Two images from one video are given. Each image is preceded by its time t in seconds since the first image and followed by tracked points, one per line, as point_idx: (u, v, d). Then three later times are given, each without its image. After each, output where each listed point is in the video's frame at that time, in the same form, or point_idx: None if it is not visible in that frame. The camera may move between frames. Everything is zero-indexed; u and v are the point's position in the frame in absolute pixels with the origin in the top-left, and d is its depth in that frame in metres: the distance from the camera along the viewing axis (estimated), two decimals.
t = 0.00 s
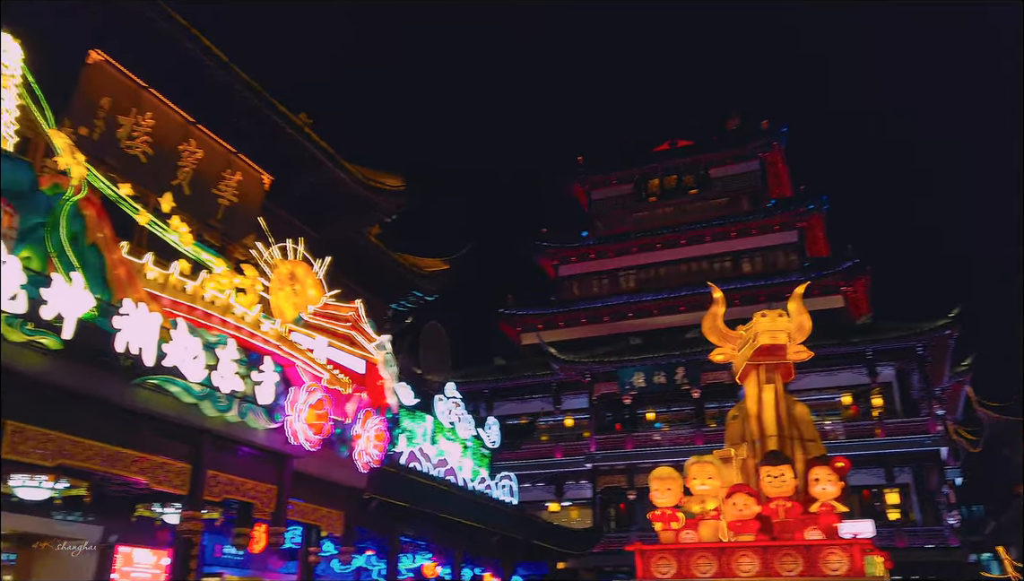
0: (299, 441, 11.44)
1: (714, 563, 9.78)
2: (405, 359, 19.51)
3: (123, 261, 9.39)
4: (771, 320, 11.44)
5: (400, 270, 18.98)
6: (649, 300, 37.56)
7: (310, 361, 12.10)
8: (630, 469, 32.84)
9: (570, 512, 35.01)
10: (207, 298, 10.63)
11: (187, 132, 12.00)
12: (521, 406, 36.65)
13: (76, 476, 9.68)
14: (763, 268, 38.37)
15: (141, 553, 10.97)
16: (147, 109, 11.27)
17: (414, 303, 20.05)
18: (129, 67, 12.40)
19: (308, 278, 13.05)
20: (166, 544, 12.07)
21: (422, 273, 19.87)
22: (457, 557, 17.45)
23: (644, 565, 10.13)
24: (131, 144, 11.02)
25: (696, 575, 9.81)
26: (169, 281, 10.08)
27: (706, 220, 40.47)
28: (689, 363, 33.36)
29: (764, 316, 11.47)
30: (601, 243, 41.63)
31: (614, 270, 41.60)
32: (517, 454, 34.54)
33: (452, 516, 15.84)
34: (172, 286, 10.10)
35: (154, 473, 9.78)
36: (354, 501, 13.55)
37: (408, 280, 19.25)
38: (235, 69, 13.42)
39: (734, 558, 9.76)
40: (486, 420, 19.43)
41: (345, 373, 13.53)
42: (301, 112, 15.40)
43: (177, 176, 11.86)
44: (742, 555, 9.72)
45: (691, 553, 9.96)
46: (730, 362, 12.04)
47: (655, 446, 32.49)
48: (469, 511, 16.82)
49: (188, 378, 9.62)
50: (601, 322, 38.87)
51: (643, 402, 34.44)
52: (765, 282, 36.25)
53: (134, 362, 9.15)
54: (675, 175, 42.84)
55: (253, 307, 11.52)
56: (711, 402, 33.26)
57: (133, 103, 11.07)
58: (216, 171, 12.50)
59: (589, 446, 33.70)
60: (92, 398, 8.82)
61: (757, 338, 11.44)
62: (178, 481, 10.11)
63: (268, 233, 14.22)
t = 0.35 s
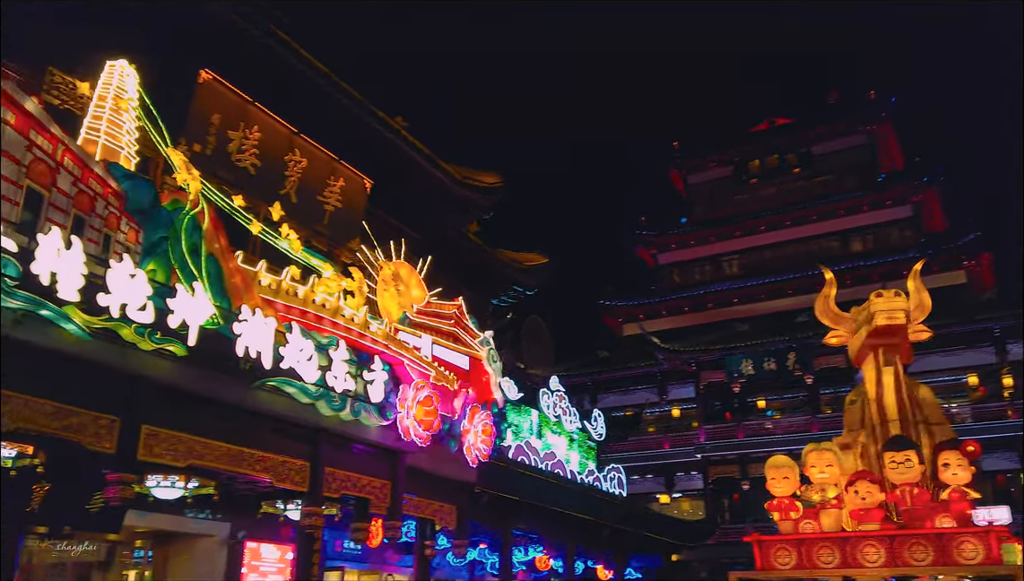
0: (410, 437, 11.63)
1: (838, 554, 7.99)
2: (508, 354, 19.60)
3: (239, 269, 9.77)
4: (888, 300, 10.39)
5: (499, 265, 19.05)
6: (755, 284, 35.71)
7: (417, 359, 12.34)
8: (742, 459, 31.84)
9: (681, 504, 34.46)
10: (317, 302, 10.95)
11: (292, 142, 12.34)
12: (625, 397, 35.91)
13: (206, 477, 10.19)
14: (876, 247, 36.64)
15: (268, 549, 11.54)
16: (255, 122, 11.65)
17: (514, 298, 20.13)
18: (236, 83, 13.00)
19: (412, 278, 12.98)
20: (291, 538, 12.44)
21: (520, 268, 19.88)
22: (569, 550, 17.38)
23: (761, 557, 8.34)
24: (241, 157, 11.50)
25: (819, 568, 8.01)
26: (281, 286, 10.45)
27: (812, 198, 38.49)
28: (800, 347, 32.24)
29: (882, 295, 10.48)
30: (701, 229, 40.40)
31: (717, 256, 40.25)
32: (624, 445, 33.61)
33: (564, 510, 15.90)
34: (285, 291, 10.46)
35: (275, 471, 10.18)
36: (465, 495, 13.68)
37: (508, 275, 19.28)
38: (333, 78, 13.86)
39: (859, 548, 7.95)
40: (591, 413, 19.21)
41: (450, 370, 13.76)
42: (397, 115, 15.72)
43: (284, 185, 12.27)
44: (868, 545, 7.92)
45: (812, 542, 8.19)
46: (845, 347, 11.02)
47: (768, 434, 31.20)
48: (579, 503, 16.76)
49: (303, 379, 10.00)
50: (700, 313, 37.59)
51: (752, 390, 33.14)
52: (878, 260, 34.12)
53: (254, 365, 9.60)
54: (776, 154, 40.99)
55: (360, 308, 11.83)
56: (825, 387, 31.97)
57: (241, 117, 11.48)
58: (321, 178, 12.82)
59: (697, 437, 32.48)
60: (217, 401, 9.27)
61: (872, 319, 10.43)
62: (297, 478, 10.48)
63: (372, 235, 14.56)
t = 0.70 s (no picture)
0: (505, 431, 11.72)
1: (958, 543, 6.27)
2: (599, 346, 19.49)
3: (334, 270, 10.05)
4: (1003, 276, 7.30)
5: (587, 256, 18.91)
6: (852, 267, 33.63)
7: (509, 353, 12.26)
8: (848, 447, 30.59)
9: (785, 494, 33.97)
10: (410, 300, 11.09)
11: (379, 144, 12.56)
12: (720, 387, 34.87)
13: (310, 473, 10.56)
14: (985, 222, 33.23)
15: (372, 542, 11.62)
16: (344, 127, 11.91)
17: (604, 290, 20.00)
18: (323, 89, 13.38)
19: (501, 273, 13.03)
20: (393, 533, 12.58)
21: (608, 259, 19.63)
22: (670, 543, 17.08)
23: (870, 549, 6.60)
24: (331, 162, 11.79)
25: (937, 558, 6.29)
26: (375, 286, 10.69)
27: (917, 174, 36.07)
28: (906, 329, 30.02)
29: (996, 268, 7.38)
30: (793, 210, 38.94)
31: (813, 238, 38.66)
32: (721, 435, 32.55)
33: (664, 502, 15.85)
34: (378, 291, 10.69)
35: (376, 467, 10.41)
36: (562, 488, 13.62)
37: (596, 266, 19.12)
38: (418, 79, 14.03)
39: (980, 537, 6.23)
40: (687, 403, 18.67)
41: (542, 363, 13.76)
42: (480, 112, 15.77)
43: (374, 187, 12.51)
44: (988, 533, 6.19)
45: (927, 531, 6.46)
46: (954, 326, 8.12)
47: (875, 421, 29.40)
48: (676, 494, 16.46)
49: (400, 377, 10.15)
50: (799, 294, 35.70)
51: (855, 375, 31.86)
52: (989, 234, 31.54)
53: (352, 364, 9.75)
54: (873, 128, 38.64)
55: (451, 305, 11.93)
56: (936, 369, 30.04)
57: (330, 122, 11.75)
58: (409, 179, 12.99)
59: (799, 424, 31.26)
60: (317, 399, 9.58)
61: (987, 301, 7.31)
62: (398, 473, 10.70)
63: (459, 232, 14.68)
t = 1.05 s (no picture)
0: (583, 424, 11.68)
1: None
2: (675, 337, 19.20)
3: (408, 269, 10.28)
4: None
5: (659, 245, 18.64)
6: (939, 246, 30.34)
7: (583, 345, 12.26)
8: (941, 435, 29.28)
9: (873, 484, 33.34)
10: (483, 295, 11.17)
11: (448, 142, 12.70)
12: (802, 374, 31.72)
13: (392, 468, 10.78)
14: None
15: (453, 535, 12.88)
16: (413, 127, 12.08)
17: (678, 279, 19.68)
18: (391, 89, 13.58)
19: (570, 266, 13.10)
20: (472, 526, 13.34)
21: (682, 248, 19.28)
22: (754, 536, 16.72)
23: None
24: (402, 161, 11.92)
25: None
26: (449, 283, 10.80)
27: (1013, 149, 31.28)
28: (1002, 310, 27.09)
29: None
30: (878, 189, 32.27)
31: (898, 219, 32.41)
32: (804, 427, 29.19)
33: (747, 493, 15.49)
34: (453, 288, 10.79)
35: (456, 462, 10.52)
36: (642, 480, 13.47)
37: (669, 255, 18.85)
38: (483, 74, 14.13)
39: None
40: (768, 392, 18.18)
41: (617, 355, 13.56)
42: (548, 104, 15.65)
43: (444, 185, 12.62)
44: None
45: None
46: None
47: (970, 407, 27.98)
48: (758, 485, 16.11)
49: (476, 371, 10.24)
50: (886, 277, 32.04)
51: (947, 359, 30.06)
52: None
53: (429, 360, 9.92)
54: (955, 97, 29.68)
55: (525, 299, 11.88)
56: None
57: (400, 123, 11.93)
58: (478, 175, 13.08)
59: (888, 411, 29.30)
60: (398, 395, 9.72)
61: None
62: (477, 467, 10.81)
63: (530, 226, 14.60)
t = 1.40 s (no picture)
0: (646, 416, 11.57)
1: None
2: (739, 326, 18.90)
3: (467, 264, 10.38)
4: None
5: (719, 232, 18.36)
6: None
7: (644, 338, 12.14)
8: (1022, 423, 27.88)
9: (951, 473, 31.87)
10: (542, 289, 11.21)
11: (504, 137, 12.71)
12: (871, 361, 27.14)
13: (456, 462, 10.90)
14: None
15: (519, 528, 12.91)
16: (468, 122, 12.14)
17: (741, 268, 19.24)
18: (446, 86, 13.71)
19: (630, 257, 12.98)
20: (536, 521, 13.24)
21: (744, 235, 18.92)
22: (825, 528, 16.36)
23: None
24: (459, 157, 11.99)
25: None
26: (508, 277, 10.91)
27: None
28: None
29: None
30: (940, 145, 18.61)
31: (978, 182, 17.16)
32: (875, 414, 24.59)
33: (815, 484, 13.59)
34: (512, 282, 10.92)
35: (521, 455, 10.57)
36: (707, 471, 13.35)
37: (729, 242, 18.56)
38: (537, 67, 14.14)
39: None
40: (837, 380, 17.74)
41: (680, 345, 13.40)
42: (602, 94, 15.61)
43: (501, 179, 12.65)
44: None
45: None
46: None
47: None
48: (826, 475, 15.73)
49: (537, 365, 10.23)
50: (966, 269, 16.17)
51: None
52: None
53: (490, 354, 9.98)
54: None
55: (584, 291, 11.90)
56: None
57: (456, 119, 12.01)
58: (535, 168, 13.07)
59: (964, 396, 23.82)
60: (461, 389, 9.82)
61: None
62: (541, 460, 10.82)
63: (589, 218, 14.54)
